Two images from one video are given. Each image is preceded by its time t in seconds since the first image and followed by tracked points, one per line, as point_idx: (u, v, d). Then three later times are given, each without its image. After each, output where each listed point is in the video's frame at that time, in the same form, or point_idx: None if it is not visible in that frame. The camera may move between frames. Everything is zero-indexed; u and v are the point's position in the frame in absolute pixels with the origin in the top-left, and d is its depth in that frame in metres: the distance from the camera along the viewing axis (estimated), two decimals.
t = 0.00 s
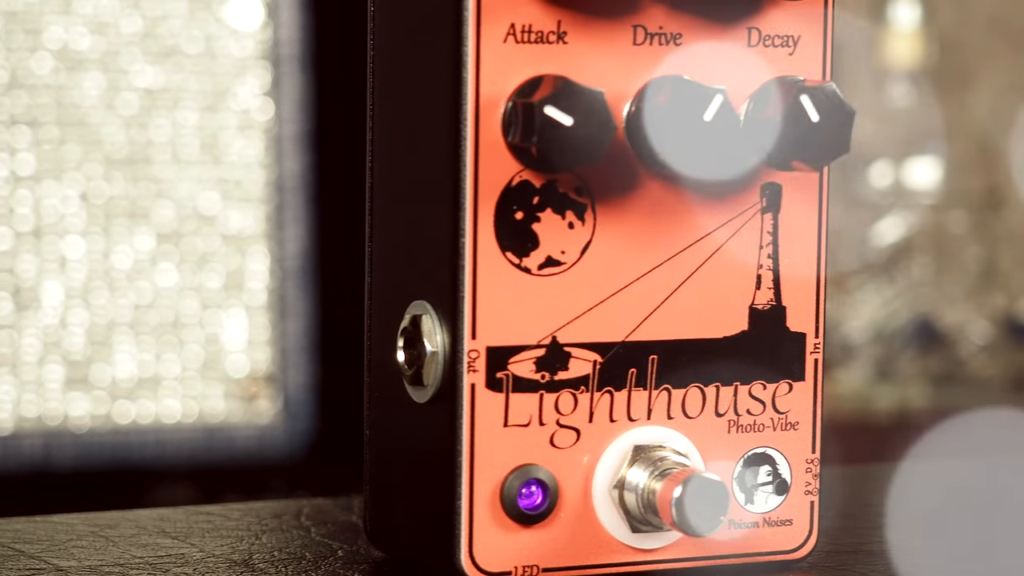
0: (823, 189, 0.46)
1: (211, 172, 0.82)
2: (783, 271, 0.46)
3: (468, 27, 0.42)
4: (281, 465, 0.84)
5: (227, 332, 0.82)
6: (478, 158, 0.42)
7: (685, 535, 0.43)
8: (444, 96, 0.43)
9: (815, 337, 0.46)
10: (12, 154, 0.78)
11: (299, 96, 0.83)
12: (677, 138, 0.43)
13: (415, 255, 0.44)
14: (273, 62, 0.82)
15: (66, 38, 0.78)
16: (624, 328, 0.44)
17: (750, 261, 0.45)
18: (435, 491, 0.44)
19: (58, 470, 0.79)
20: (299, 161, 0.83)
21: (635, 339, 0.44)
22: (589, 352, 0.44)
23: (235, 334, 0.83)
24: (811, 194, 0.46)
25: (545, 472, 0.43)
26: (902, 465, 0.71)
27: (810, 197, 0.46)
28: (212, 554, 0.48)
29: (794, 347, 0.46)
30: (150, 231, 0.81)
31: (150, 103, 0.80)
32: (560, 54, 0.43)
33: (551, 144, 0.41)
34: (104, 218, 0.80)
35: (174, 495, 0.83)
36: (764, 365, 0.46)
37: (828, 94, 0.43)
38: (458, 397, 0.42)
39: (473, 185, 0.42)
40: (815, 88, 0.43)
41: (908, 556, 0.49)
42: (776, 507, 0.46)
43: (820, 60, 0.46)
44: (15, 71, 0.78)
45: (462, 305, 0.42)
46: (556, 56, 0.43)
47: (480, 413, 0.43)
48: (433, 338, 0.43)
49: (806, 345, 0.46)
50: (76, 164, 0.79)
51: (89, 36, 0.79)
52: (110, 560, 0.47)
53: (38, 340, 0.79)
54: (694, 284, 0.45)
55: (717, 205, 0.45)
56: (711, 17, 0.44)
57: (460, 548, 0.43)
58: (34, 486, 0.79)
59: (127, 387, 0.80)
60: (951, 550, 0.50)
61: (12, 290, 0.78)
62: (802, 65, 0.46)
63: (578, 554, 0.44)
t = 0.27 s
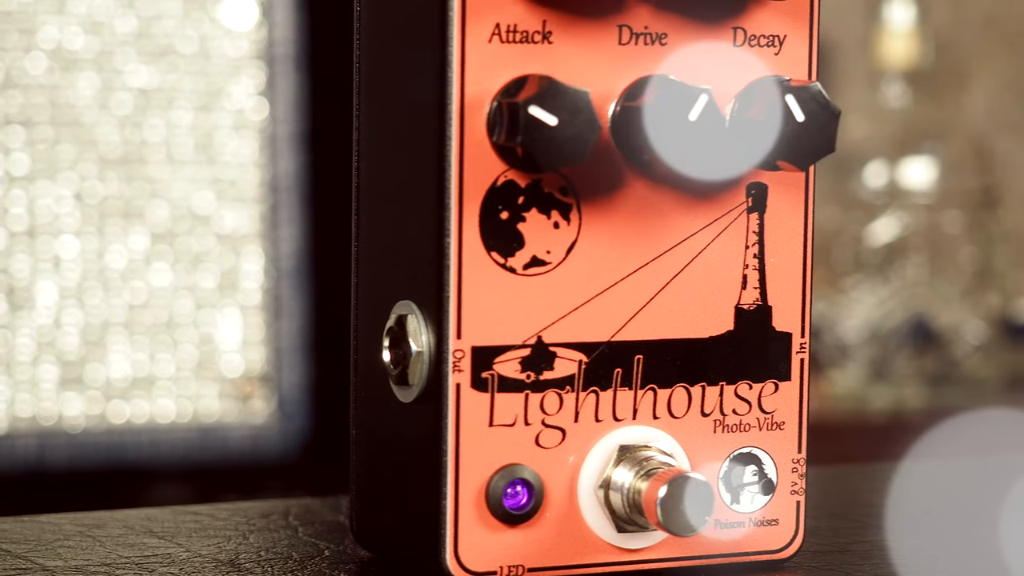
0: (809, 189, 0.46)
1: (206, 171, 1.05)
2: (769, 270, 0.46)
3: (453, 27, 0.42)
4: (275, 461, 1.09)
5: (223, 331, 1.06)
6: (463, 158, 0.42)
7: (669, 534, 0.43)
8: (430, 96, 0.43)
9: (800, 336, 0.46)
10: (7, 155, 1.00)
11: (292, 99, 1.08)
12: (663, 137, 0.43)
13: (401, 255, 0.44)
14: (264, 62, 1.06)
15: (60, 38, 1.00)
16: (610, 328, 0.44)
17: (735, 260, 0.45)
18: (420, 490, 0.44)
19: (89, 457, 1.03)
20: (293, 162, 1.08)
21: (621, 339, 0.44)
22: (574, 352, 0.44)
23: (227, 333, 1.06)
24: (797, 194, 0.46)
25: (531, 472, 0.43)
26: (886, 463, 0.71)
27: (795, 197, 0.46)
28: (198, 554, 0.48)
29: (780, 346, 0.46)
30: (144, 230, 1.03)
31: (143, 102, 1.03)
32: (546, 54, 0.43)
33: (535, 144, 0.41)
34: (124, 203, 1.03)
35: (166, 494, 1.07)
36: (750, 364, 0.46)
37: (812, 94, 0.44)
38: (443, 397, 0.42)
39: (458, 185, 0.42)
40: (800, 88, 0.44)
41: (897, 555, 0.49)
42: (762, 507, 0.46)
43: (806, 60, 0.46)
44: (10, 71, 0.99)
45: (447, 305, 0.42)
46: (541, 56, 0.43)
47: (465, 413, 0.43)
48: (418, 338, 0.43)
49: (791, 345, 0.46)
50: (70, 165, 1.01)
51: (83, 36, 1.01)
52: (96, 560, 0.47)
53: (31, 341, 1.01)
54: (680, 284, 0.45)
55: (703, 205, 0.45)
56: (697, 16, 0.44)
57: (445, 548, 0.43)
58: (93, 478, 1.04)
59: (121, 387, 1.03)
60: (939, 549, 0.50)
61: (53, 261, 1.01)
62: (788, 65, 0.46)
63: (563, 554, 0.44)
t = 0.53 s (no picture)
0: (794, 188, 0.46)
1: (200, 171, 0.95)
2: (754, 270, 0.46)
3: (436, 27, 0.42)
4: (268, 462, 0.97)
5: (214, 332, 0.96)
6: (447, 158, 0.42)
7: (654, 534, 0.43)
8: (414, 96, 0.43)
9: (786, 336, 0.46)
10: None
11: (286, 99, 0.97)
12: (647, 137, 0.43)
13: (385, 255, 0.44)
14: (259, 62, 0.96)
15: (53, 38, 0.91)
16: (595, 327, 0.44)
17: (720, 260, 0.45)
18: (404, 490, 0.44)
19: (82, 460, 0.93)
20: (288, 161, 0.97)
21: (605, 338, 0.44)
22: (558, 352, 0.44)
23: (222, 334, 0.97)
24: (782, 194, 0.46)
25: (515, 472, 0.43)
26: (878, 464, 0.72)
27: (780, 197, 0.46)
28: (184, 554, 0.48)
29: (765, 346, 0.46)
30: (138, 229, 0.94)
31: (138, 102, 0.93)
32: (530, 53, 0.43)
33: (519, 144, 0.41)
34: (117, 202, 0.94)
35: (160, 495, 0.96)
36: (734, 364, 0.46)
37: (796, 93, 0.44)
38: (427, 397, 0.42)
39: (442, 184, 0.42)
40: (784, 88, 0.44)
41: (884, 554, 0.49)
42: (747, 507, 0.46)
43: (791, 60, 0.46)
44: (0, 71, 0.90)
45: (431, 304, 0.42)
46: (525, 56, 0.43)
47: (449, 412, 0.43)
48: (402, 337, 0.43)
49: (776, 345, 0.46)
50: (64, 164, 0.92)
51: (77, 36, 0.92)
52: (81, 560, 0.47)
53: (25, 340, 0.92)
54: (664, 284, 0.45)
55: (687, 205, 0.45)
56: (681, 17, 0.44)
57: (429, 548, 0.43)
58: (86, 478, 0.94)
59: (115, 386, 0.94)
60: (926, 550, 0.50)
61: (47, 261, 0.92)
62: (773, 65, 0.46)
63: (547, 554, 0.44)
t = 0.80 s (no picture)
0: (778, 188, 0.46)
1: (194, 171, 0.86)
2: (738, 269, 0.46)
3: (420, 26, 0.42)
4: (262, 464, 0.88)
5: (210, 332, 0.87)
6: (430, 158, 0.42)
7: (637, 534, 0.43)
8: (398, 95, 0.43)
9: (771, 335, 0.46)
10: None
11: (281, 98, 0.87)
12: (630, 137, 0.43)
13: (370, 255, 0.44)
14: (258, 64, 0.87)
15: (47, 37, 0.82)
16: (579, 327, 0.44)
17: (704, 259, 0.45)
18: (388, 489, 0.44)
19: (77, 463, 0.84)
20: (282, 162, 0.87)
21: (590, 338, 0.44)
22: (542, 351, 0.44)
23: (216, 334, 0.87)
24: (766, 193, 0.46)
25: (498, 472, 0.43)
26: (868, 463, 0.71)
27: (765, 196, 0.46)
28: (168, 554, 0.48)
29: (749, 345, 0.46)
30: (132, 229, 0.85)
31: (132, 103, 0.84)
32: (514, 53, 0.43)
33: (501, 143, 0.41)
34: (109, 203, 0.85)
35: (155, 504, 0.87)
36: (718, 364, 0.46)
37: (780, 93, 0.43)
38: (411, 396, 0.42)
39: (425, 184, 0.42)
40: (767, 88, 0.43)
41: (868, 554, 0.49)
42: (731, 506, 0.46)
43: (775, 60, 0.46)
44: None
45: (415, 304, 0.42)
46: (509, 55, 0.43)
47: (433, 412, 0.43)
48: (386, 337, 0.43)
49: (761, 344, 0.46)
50: (58, 163, 0.83)
51: (71, 36, 0.83)
52: (66, 560, 0.47)
53: (18, 339, 0.83)
54: (648, 284, 0.45)
55: (671, 205, 0.45)
56: (664, 17, 0.44)
57: (413, 547, 0.43)
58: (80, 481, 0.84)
59: (109, 387, 0.85)
60: (911, 548, 0.50)
61: (40, 261, 0.83)
62: (757, 64, 0.46)
63: (531, 554, 0.44)
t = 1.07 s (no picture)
0: (762, 188, 0.46)
1: (188, 171, 0.72)
2: (722, 269, 0.46)
3: (403, 26, 0.42)
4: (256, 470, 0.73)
5: (203, 332, 0.72)
6: (413, 158, 0.42)
7: (620, 534, 0.43)
8: (381, 96, 0.43)
9: (754, 335, 0.46)
10: None
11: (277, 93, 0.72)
12: (612, 136, 0.43)
13: (353, 255, 0.44)
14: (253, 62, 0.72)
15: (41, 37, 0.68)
16: (562, 327, 0.44)
17: (688, 259, 0.45)
18: (372, 489, 0.44)
19: (65, 465, 0.69)
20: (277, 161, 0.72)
21: (573, 338, 0.44)
22: (525, 351, 0.44)
23: (211, 333, 0.72)
24: (750, 193, 0.46)
25: (481, 471, 0.43)
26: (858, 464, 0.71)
27: (749, 196, 0.46)
28: (152, 554, 0.48)
29: (732, 345, 0.46)
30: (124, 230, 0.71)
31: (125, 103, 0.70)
32: (496, 53, 0.43)
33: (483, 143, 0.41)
34: (102, 202, 0.70)
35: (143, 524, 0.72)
36: (702, 363, 0.46)
37: (764, 93, 0.43)
38: (394, 396, 0.42)
39: (408, 185, 0.42)
40: (751, 87, 0.43)
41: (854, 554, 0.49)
42: (715, 506, 0.46)
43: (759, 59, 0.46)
44: None
45: (398, 304, 0.42)
46: (491, 55, 0.43)
47: (416, 412, 0.43)
48: (369, 337, 0.43)
49: (745, 343, 0.46)
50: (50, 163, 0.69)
51: (65, 37, 0.69)
52: (50, 560, 0.47)
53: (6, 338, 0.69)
54: (632, 284, 0.45)
55: (655, 205, 0.45)
56: (647, 16, 0.44)
57: (396, 547, 0.43)
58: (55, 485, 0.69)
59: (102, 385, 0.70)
60: (894, 548, 0.50)
61: (33, 261, 0.69)
62: (740, 64, 0.46)
63: (514, 554, 0.44)
